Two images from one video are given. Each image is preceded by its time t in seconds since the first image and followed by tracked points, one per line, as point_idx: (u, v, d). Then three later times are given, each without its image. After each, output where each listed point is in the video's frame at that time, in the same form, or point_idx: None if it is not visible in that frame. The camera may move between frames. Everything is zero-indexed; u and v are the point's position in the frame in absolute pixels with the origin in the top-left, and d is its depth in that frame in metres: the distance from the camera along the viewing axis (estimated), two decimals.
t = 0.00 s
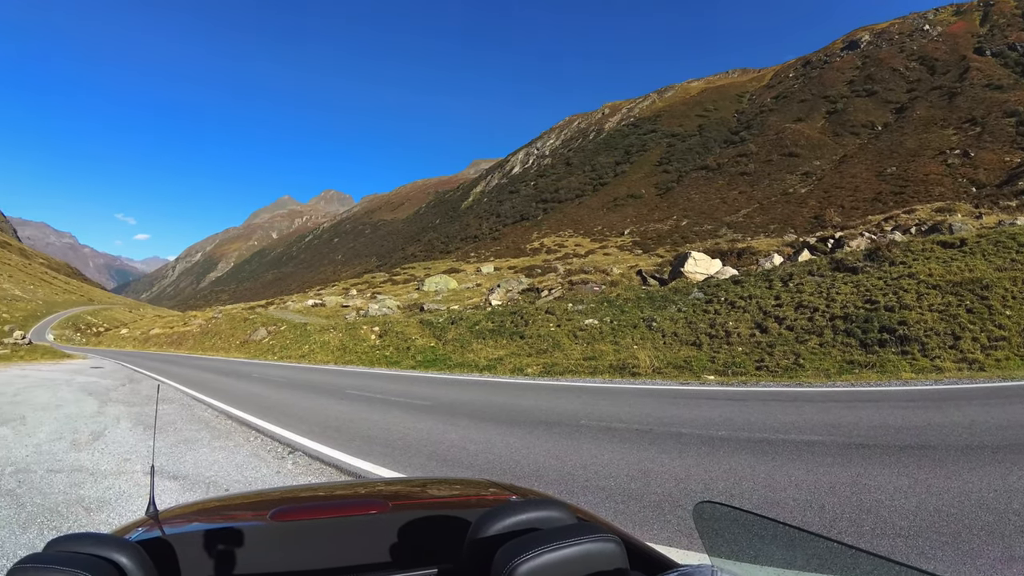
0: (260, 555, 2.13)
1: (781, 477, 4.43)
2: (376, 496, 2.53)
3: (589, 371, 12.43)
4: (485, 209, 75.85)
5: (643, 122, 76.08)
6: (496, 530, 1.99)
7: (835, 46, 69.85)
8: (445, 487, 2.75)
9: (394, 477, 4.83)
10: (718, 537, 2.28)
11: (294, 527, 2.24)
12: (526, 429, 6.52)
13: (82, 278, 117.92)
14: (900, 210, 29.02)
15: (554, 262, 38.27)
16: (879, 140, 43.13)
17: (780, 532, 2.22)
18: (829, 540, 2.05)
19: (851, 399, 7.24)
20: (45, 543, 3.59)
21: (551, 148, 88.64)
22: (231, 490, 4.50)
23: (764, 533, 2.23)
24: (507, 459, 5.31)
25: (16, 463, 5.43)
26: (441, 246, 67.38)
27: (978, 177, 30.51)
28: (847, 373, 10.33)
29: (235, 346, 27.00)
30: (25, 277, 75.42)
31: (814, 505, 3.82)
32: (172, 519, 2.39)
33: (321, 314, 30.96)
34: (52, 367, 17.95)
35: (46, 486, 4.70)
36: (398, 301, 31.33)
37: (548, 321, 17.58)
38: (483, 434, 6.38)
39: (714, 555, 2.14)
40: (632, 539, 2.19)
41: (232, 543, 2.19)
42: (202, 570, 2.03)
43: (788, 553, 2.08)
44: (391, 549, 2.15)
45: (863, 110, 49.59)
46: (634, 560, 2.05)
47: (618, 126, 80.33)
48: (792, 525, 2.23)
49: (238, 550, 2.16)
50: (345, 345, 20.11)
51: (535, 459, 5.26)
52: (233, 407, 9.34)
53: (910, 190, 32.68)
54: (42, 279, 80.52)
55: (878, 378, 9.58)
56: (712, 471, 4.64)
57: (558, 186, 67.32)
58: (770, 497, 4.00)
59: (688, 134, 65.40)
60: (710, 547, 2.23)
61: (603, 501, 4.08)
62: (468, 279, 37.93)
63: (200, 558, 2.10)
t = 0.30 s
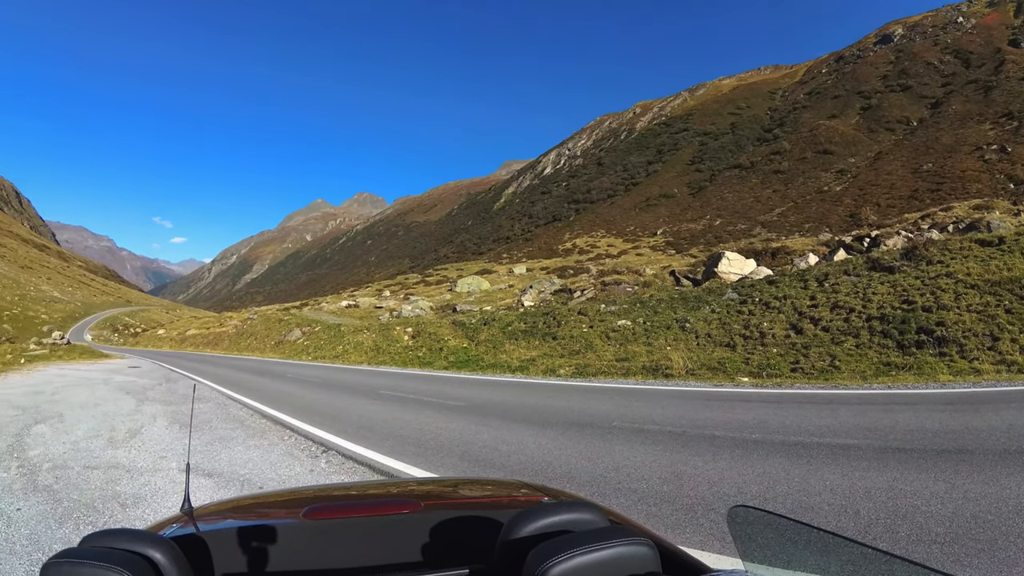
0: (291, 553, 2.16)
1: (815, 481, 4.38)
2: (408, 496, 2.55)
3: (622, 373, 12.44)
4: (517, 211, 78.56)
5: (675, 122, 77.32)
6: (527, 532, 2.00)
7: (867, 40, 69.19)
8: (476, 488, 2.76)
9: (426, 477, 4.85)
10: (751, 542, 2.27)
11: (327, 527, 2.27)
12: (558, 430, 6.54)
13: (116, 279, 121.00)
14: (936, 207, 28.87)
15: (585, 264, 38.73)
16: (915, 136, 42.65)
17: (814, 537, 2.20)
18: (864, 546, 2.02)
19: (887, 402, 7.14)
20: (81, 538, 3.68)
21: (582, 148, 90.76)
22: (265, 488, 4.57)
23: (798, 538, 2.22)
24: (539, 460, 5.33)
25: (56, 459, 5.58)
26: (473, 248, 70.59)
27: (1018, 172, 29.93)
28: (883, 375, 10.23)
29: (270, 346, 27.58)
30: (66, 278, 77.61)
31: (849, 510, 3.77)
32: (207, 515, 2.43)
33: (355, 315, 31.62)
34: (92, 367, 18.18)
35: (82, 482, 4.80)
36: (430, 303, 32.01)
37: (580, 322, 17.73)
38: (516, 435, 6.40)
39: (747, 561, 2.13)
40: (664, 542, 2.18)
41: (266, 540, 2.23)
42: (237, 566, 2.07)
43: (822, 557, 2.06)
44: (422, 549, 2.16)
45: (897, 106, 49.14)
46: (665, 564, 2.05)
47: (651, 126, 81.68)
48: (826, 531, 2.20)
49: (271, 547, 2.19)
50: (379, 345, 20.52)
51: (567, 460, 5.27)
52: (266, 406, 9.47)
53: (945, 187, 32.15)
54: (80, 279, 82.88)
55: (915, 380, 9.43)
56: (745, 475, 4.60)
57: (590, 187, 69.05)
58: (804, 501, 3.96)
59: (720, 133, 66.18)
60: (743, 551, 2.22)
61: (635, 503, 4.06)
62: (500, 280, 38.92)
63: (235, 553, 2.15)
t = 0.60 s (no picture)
0: (320, 550, 2.18)
1: (849, 485, 4.32)
2: (438, 496, 2.57)
3: (652, 374, 12.44)
4: (548, 211, 80.18)
5: (706, 120, 77.76)
6: (557, 533, 2.00)
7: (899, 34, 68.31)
8: (506, 489, 2.77)
9: (456, 477, 4.87)
10: (782, 547, 2.28)
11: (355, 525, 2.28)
12: (588, 431, 6.54)
13: (150, 279, 123.93)
14: (971, 204, 28.63)
15: (614, 265, 38.98)
16: (949, 132, 42.03)
17: (845, 542, 2.19)
18: (898, 553, 2.01)
19: (921, 405, 7.03)
20: (113, 533, 3.76)
21: (612, 147, 91.86)
22: (295, 486, 4.62)
23: (831, 544, 2.19)
24: (569, 461, 5.33)
25: (92, 455, 5.71)
26: (504, 249, 72.79)
27: None
28: (918, 377, 10.08)
29: (303, 346, 28.03)
30: (102, 279, 79.73)
31: (881, 515, 3.71)
32: (238, 513, 2.47)
33: (386, 316, 32.16)
34: (126, 367, 18.14)
35: (116, 478, 4.90)
36: (460, 304, 32.50)
37: (611, 323, 17.79)
38: (546, 436, 6.41)
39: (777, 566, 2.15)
40: (693, 545, 2.17)
41: (296, 537, 2.26)
42: (268, 564, 2.10)
43: (854, 565, 2.04)
44: (451, 548, 2.17)
45: (930, 101, 48.55)
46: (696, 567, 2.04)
47: (681, 124, 82.18)
48: (859, 537, 2.19)
49: (301, 544, 2.21)
50: (411, 346, 20.81)
51: (597, 462, 5.27)
52: (298, 405, 9.57)
53: (981, 183, 31.56)
54: (117, 280, 85.09)
55: (949, 383, 9.26)
56: (777, 478, 4.55)
57: (620, 187, 69.95)
58: (837, 506, 3.91)
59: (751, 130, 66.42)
60: (774, 557, 2.23)
61: (664, 506, 4.04)
62: (531, 280, 39.59)
63: (267, 552, 2.18)
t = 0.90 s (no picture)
0: (351, 547, 2.20)
1: (884, 490, 4.26)
2: (470, 497, 2.58)
3: (686, 376, 12.42)
4: (580, 211, 81.15)
5: (738, 117, 77.46)
6: (590, 536, 2.01)
7: (933, 27, 67.02)
8: (537, 489, 2.78)
9: (489, 477, 4.89)
10: (817, 552, 2.25)
11: (387, 524, 2.31)
12: (621, 433, 6.53)
13: (185, 280, 127.10)
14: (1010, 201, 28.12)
15: (645, 265, 38.96)
16: (985, 127, 41.15)
17: (881, 547, 2.14)
18: (934, 560, 1.97)
19: (958, 409, 6.86)
20: (148, 529, 3.84)
21: (643, 147, 92.14)
22: (328, 484, 4.67)
23: (866, 549, 2.14)
24: (601, 463, 5.32)
25: (128, 453, 5.84)
26: (535, 250, 74.35)
27: None
28: (958, 380, 9.88)
29: (337, 346, 28.46)
30: (140, 281, 81.96)
31: (917, 521, 3.64)
32: (272, 510, 2.51)
33: (418, 317, 32.61)
34: (163, 367, 18.23)
35: (151, 475, 5.01)
36: (491, 305, 32.82)
37: (644, 324, 17.78)
38: (579, 437, 6.42)
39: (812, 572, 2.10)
40: (727, 549, 2.15)
41: (329, 535, 2.29)
42: (301, 560, 2.13)
43: (887, 570, 2.00)
44: (482, 549, 2.18)
45: (965, 95, 47.65)
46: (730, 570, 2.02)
47: (712, 123, 81.87)
48: (895, 543, 2.14)
49: (334, 542, 2.24)
50: (444, 346, 21.05)
51: (630, 464, 5.26)
52: (332, 405, 9.69)
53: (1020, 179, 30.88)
54: (154, 282, 87.32)
55: (990, 386, 9.03)
56: (811, 483, 4.50)
57: (652, 187, 70.36)
58: (872, 511, 3.85)
59: (784, 128, 66.14)
60: (808, 562, 2.20)
61: (696, 509, 4.02)
62: (563, 281, 39.97)
63: (300, 548, 2.21)
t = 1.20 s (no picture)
0: (379, 546, 2.23)
1: (918, 495, 4.18)
2: (500, 498, 2.60)
3: (717, 377, 12.33)
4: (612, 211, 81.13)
5: (768, 115, 76.82)
6: (621, 539, 2.02)
7: (965, 19, 65.58)
8: (567, 492, 2.78)
9: (520, 478, 4.91)
10: (848, 558, 2.22)
11: (417, 523, 2.33)
12: (651, 435, 6.52)
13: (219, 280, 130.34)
14: None
15: (677, 265, 38.81)
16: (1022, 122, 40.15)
17: (913, 554, 2.11)
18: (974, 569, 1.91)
19: (994, 413, 6.72)
20: (180, 526, 3.90)
21: (673, 146, 91.95)
22: (358, 483, 4.70)
23: (897, 556, 2.10)
24: (631, 465, 5.31)
25: (161, 450, 5.96)
26: (565, 250, 75.21)
27: None
28: (994, 382, 9.65)
29: (368, 346, 28.77)
30: (175, 283, 84.01)
31: (950, 527, 3.57)
32: (303, 509, 2.55)
33: (448, 318, 33.04)
34: (197, 367, 18.46)
35: (184, 473, 5.10)
36: (521, 305, 33.13)
37: (674, 325, 17.74)
38: (609, 438, 6.42)
39: None
40: (758, 554, 2.13)
41: (360, 533, 2.32)
42: (330, 558, 2.15)
43: None
44: (511, 549, 2.19)
45: (1000, 88, 46.65)
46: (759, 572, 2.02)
47: (742, 121, 81.46)
48: (929, 550, 2.10)
49: (364, 542, 2.27)
50: (474, 347, 21.22)
51: (660, 466, 5.24)
52: (362, 405, 9.80)
53: None
54: (187, 284, 89.35)
55: None
56: (844, 487, 4.43)
57: (684, 186, 70.15)
58: (905, 517, 3.78)
59: (815, 125, 65.53)
60: (840, 567, 2.18)
61: (726, 513, 3.99)
62: (593, 282, 40.12)
63: (331, 546, 2.25)
